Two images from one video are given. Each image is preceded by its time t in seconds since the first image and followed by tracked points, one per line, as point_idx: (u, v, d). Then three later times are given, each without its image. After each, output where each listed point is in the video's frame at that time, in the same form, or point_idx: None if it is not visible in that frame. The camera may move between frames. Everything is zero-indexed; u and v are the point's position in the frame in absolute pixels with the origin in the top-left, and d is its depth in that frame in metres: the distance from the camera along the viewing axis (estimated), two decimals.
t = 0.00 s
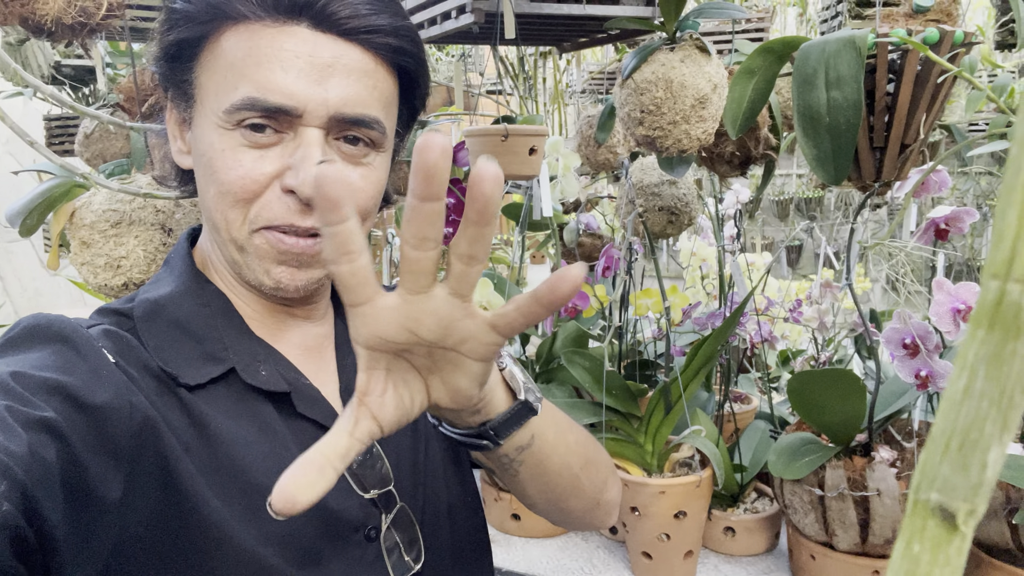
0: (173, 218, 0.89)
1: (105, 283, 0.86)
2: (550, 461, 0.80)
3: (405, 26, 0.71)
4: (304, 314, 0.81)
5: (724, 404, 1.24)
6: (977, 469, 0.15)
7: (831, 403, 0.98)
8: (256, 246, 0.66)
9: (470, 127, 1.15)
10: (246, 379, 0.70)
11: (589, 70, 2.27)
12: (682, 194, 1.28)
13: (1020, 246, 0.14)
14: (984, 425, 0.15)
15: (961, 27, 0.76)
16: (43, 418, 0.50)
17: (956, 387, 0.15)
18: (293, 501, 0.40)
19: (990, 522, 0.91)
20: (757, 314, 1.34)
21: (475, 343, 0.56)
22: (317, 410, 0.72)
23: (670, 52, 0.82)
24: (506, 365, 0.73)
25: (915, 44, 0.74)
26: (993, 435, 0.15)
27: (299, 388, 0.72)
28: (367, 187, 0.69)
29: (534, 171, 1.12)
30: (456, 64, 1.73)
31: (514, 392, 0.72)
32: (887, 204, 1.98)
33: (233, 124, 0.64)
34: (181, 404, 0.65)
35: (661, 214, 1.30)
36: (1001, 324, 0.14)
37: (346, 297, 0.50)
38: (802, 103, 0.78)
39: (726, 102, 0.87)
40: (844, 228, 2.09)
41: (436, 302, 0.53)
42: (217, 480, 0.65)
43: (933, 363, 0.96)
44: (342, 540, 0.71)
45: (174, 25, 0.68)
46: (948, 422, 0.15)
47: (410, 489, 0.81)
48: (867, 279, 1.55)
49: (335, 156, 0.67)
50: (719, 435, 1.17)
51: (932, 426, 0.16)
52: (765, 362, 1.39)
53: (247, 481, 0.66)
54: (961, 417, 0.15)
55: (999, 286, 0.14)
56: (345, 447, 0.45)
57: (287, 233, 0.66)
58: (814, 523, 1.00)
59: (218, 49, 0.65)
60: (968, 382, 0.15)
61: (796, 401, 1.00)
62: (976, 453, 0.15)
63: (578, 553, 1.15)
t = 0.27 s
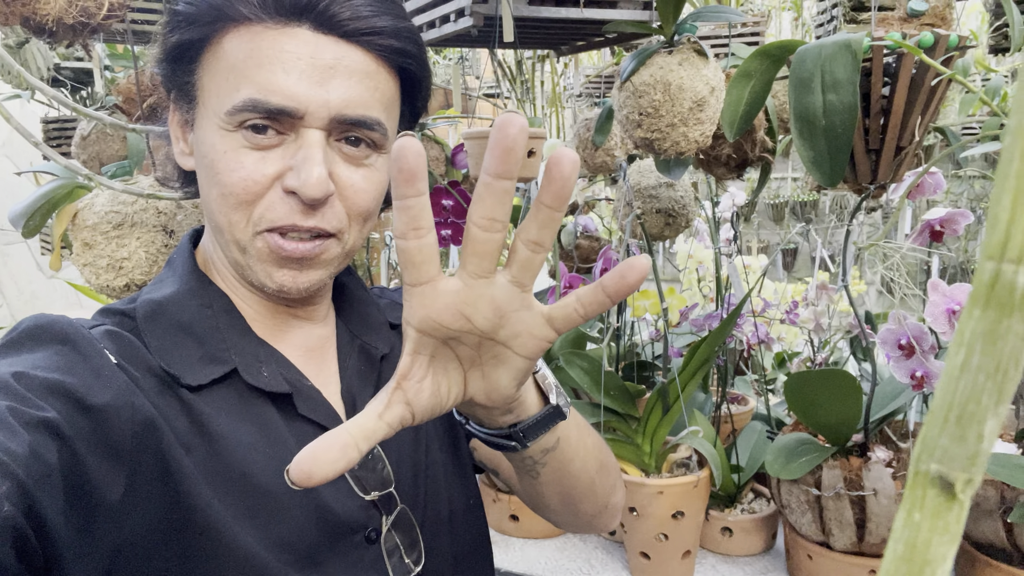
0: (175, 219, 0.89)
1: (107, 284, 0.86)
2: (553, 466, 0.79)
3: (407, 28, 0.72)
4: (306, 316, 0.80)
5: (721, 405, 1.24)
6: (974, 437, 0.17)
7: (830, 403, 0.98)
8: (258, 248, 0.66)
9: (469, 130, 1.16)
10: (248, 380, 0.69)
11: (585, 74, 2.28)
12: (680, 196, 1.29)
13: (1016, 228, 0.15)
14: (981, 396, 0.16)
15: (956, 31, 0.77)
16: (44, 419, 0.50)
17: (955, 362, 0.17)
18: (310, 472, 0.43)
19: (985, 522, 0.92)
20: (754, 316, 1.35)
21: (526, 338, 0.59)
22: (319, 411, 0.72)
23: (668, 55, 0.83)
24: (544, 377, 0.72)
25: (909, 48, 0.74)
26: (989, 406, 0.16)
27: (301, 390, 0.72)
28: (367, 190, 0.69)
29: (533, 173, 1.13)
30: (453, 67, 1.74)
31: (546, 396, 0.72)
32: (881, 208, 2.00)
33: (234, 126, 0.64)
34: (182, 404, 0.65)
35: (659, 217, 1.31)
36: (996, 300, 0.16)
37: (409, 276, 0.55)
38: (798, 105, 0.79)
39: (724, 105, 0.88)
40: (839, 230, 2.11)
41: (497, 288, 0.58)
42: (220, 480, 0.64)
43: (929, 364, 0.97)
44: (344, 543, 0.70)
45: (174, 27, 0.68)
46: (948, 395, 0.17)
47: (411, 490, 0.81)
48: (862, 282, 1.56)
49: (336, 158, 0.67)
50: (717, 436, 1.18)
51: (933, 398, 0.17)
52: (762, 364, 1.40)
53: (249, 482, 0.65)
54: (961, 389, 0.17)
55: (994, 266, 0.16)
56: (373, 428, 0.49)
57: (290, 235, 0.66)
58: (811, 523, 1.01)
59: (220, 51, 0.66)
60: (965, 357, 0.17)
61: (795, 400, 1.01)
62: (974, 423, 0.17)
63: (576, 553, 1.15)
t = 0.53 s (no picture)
0: (181, 219, 0.89)
1: (113, 285, 0.86)
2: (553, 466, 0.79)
3: (402, 24, 0.71)
4: (309, 314, 0.80)
5: (724, 407, 1.24)
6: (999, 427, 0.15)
7: (833, 406, 0.98)
8: (251, 251, 0.66)
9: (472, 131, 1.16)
10: (254, 380, 0.69)
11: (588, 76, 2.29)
12: (683, 197, 1.29)
13: None
14: (1010, 382, 0.15)
15: (960, 32, 0.77)
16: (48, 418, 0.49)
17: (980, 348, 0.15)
18: (342, 486, 0.44)
19: (990, 524, 0.91)
20: (757, 318, 1.34)
21: (551, 346, 0.59)
22: (324, 412, 0.71)
23: (672, 56, 0.83)
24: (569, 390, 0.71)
25: (914, 48, 0.73)
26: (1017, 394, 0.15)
27: (307, 390, 0.71)
28: (360, 191, 0.69)
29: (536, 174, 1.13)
30: (456, 68, 1.74)
31: (569, 406, 0.72)
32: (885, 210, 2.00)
33: (226, 127, 0.65)
34: (187, 404, 0.65)
35: (662, 218, 1.31)
36: None
37: (431, 284, 0.56)
38: (802, 106, 0.79)
39: (728, 106, 0.88)
40: (843, 232, 2.10)
41: (518, 299, 0.58)
42: (222, 481, 0.64)
43: (933, 365, 0.96)
44: (347, 545, 0.69)
45: (171, 29, 0.68)
46: (970, 381, 0.15)
47: (416, 491, 0.81)
48: (865, 284, 1.56)
49: (327, 158, 0.67)
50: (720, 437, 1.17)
51: (954, 385, 0.16)
52: (765, 366, 1.40)
53: (250, 483, 0.65)
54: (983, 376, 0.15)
55: None
56: (399, 441, 0.50)
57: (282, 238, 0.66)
58: (815, 524, 1.01)
59: (213, 52, 0.66)
60: (991, 341, 0.15)
61: (798, 403, 1.01)
62: (1003, 407, 0.15)
63: (579, 555, 1.15)
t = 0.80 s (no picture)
0: (185, 224, 0.87)
1: (114, 291, 0.84)
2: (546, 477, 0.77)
3: (387, 24, 0.69)
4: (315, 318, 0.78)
5: (726, 413, 1.24)
6: None
7: (838, 412, 0.98)
8: (245, 262, 0.66)
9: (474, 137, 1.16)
10: (261, 385, 0.67)
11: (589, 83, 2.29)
12: (686, 204, 1.30)
13: None
14: None
15: (965, 39, 0.77)
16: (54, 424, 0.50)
17: None
18: (272, 416, 0.40)
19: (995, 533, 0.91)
20: (759, 324, 1.34)
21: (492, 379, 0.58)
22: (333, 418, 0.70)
23: (676, 63, 0.83)
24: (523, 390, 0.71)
25: (919, 55, 0.75)
26: None
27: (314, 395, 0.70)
28: (351, 196, 0.68)
29: (539, 180, 1.13)
30: (456, 75, 1.74)
31: (525, 421, 0.69)
32: (886, 217, 2.00)
33: (212, 139, 0.65)
34: (196, 409, 0.64)
35: (664, 224, 1.31)
36: None
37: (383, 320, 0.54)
38: (807, 113, 0.79)
39: (732, 113, 0.88)
40: (845, 239, 2.10)
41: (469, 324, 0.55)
42: (231, 487, 0.63)
43: (937, 371, 0.97)
44: (354, 552, 0.67)
45: (167, 40, 0.69)
46: None
47: (420, 499, 0.80)
48: (867, 290, 1.56)
49: (311, 165, 0.66)
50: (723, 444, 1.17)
51: None
52: (767, 372, 1.40)
53: (257, 490, 0.64)
54: None
55: None
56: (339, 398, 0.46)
57: (271, 249, 0.65)
58: (818, 532, 1.00)
59: (200, 62, 0.66)
60: None
61: (800, 408, 1.01)
62: None
63: (581, 562, 1.15)
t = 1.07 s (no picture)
0: (194, 221, 0.86)
1: (123, 287, 0.84)
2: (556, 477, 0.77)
3: (397, 20, 0.69)
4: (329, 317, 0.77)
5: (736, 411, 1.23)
6: None
7: (850, 411, 0.97)
8: (261, 260, 0.65)
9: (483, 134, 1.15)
10: (271, 381, 0.66)
11: (597, 79, 2.28)
12: (696, 201, 1.29)
13: None
14: None
15: (983, 33, 0.76)
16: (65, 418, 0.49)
17: None
18: (254, 422, 0.41)
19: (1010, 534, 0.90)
20: (770, 322, 1.33)
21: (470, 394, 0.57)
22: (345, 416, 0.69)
23: (690, 57, 0.82)
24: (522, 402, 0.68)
25: (936, 49, 0.74)
26: None
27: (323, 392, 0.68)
28: (363, 194, 0.67)
29: (548, 177, 1.12)
30: (464, 72, 1.73)
31: (508, 428, 0.67)
32: (896, 214, 1.98)
33: (223, 138, 0.64)
34: (207, 405, 0.63)
35: (674, 221, 1.30)
36: None
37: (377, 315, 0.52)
38: (822, 108, 0.78)
39: (744, 108, 0.88)
40: (854, 236, 2.08)
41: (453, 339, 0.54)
42: (241, 485, 0.62)
43: (951, 370, 0.95)
44: (364, 550, 0.67)
45: (177, 37, 0.68)
46: None
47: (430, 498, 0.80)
48: (877, 288, 1.54)
49: (322, 163, 0.65)
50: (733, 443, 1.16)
51: None
52: (777, 371, 1.39)
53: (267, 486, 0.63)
54: None
55: None
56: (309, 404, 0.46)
57: (288, 247, 0.65)
58: (830, 532, 1.00)
59: (210, 59, 0.65)
60: None
61: (812, 408, 1.00)
62: None
63: (590, 561, 1.14)
